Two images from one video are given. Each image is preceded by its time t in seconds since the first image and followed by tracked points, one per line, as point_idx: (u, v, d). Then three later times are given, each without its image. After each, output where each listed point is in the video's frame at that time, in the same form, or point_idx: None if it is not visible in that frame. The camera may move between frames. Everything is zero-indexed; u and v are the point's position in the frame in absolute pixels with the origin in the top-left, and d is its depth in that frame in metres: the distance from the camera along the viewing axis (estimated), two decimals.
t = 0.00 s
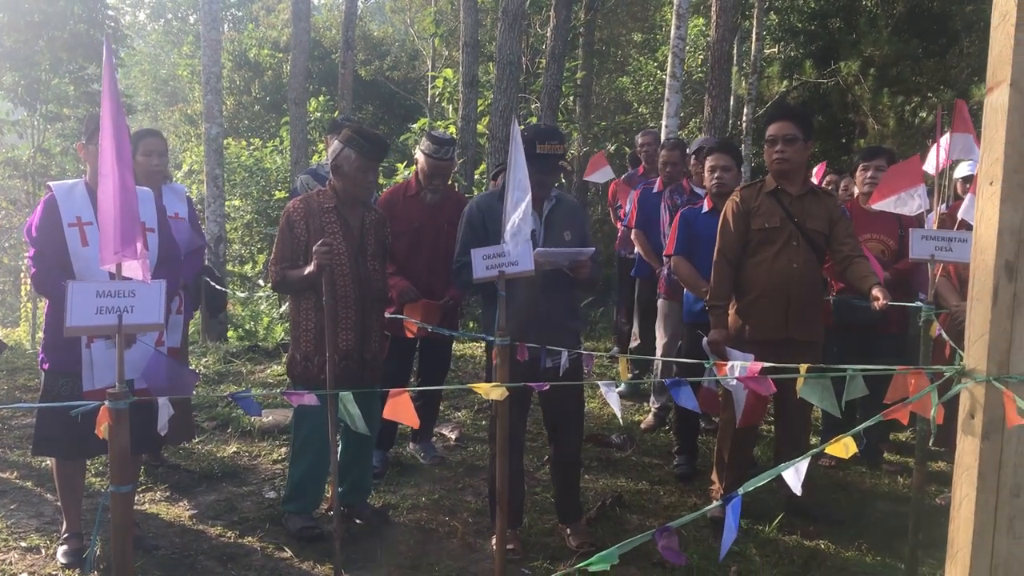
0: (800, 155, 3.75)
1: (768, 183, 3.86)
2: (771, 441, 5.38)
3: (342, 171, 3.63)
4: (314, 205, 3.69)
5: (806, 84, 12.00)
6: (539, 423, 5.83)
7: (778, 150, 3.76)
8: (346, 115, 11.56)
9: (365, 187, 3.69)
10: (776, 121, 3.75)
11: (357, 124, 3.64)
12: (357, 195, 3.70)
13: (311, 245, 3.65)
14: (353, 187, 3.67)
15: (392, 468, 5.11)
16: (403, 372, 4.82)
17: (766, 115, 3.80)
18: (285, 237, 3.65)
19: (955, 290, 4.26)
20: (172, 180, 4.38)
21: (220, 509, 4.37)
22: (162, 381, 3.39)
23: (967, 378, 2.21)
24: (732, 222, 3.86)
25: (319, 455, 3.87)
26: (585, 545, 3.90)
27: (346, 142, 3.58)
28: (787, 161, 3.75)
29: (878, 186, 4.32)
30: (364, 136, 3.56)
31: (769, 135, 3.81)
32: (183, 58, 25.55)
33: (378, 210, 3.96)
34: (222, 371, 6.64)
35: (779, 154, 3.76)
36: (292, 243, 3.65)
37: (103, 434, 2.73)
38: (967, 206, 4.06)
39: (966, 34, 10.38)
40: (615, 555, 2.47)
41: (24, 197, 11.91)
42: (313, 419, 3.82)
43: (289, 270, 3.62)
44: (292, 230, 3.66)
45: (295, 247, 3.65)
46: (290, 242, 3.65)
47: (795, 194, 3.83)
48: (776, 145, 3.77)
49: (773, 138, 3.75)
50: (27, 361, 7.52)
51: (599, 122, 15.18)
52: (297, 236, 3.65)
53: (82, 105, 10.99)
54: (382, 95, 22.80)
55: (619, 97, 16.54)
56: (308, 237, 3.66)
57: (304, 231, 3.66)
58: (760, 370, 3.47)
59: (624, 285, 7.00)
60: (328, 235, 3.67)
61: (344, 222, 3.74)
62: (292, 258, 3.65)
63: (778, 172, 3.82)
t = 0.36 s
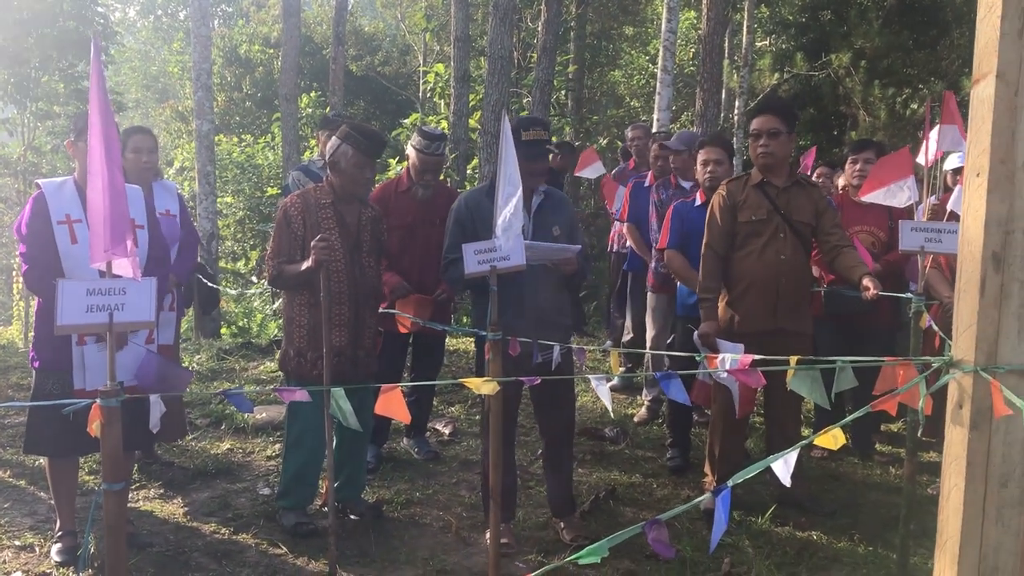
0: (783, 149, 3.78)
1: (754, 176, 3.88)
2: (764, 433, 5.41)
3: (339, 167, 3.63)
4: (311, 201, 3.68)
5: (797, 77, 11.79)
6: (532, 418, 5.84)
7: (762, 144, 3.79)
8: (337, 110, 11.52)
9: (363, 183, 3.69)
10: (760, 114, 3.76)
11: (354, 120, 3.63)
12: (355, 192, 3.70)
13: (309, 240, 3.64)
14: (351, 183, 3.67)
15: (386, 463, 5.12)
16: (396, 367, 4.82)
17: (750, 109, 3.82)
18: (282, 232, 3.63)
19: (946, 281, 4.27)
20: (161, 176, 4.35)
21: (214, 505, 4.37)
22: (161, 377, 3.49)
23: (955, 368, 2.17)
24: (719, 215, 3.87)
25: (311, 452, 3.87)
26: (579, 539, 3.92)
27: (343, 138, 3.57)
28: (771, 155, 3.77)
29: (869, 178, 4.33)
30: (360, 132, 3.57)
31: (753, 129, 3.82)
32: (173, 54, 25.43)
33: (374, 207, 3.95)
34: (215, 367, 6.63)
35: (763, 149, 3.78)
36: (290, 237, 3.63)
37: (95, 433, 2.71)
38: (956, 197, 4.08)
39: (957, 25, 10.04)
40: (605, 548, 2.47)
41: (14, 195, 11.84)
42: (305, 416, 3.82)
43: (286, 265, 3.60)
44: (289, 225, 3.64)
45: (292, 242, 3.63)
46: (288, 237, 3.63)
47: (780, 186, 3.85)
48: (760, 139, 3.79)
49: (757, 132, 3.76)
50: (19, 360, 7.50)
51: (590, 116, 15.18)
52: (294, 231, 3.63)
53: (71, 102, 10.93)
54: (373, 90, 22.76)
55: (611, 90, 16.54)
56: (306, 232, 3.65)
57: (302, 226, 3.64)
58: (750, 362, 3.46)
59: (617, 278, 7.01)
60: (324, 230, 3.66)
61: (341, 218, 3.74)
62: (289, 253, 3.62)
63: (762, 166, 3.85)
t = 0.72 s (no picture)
0: (766, 143, 3.79)
1: (733, 172, 3.90)
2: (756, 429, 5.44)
3: (341, 165, 3.63)
4: (312, 197, 3.68)
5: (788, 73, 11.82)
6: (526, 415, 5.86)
7: (744, 138, 3.79)
8: (328, 109, 11.50)
9: (363, 182, 3.68)
10: (740, 110, 3.78)
11: (357, 119, 3.66)
12: (356, 190, 3.69)
13: (310, 237, 3.64)
14: (352, 182, 3.66)
15: (379, 462, 5.13)
16: (389, 365, 4.82)
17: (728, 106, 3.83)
18: (284, 229, 3.64)
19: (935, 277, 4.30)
20: (154, 176, 4.32)
21: (207, 505, 4.37)
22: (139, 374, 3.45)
23: (944, 364, 2.15)
24: (699, 213, 3.89)
25: (303, 450, 3.87)
26: (572, 536, 3.93)
27: (346, 136, 3.60)
28: (754, 148, 3.78)
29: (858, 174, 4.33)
30: (362, 130, 3.58)
31: (732, 125, 3.84)
32: (164, 53, 25.33)
33: (375, 205, 3.95)
34: (208, 367, 6.62)
35: (746, 142, 3.78)
36: (292, 234, 3.63)
37: (87, 433, 2.70)
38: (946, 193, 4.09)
39: (947, 21, 10.15)
40: (596, 544, 2.45)
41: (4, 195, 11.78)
42: (297, 414, 3.83)
43: (287, 261, 3.60)
44: (291, 221, 3.65)
45: (294, 238, 3.63)
46: (290, 233, 3.64)
47: (759, 182, 3.87)
48: (742, 133, 3.79)
49: (739, 127, 3.77)
50: (11, 360, 7.47)
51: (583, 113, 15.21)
52: (296, 227, 3.64)
53: (62, 101, 10.89)
54: (365, 89, 22.75)
55: (603, 88, 16.59)
56: (307, 229, 3.66)
57: (303, 223, 3.65)
58: (741, 359, 3.46)
59: (609, 275, 7.03)
60: (323, 228, 3.67)
61: (341, 215, 3.74)
62: (291, 249, 3.62)
63: (742, 161, 3.86)
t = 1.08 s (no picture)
0: (762, 145, 3.82)
1: (729, 174, 3.91)
2: (744, 430, 5.47)
3: (316, 166, 3.61)
4: (288, 200, 3.65)
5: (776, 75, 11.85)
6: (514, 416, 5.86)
7: (741, 140, 3.81)
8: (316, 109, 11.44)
9: (338, 182, 3.67)
10: (737, 112, 3.79)
11: (330, 119, 3.62)
12: (332, 191, 3.68)
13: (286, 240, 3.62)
14: (327, 182, 3.65)
15: (367, 463, 5.11)
16: (378, 366, 4.82)
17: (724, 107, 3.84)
18: (260, 233, 3.62)
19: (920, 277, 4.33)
20: (142, 176, 4.29)
21: (194, 507, 4.35)
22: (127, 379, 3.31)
23: (930, 364, 2.17)
24: (694, 214, 3.91)
25: (289, 455, 3.85)
26: (560, 537, 3.93)
27: (319, 137, 3.56)
28: (750, 150, 3.81)
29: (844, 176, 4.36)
30: (337, 131, 3.55)
31: (729, 126, 3.85)
32: (150, 53, 25.16)
33: (352, 205, 3.94)
34: (195, 368, 6.58)
35: (743, 144, 3.81)
36: (266, 238, 3.62)
37: (75, 436, 2.66)
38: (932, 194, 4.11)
39: (933, 23, 10.26)
40: (585, 544, 2.46)
41: None
42: (280, 420, 3.80)
43: (262, 265, 3.60)
44: (267, 225, 3.62)
45: (268, 242, 3.62)
46: (266, 236, 3.62)
47: (754, 183, 3.88)
48: (739, 135, 3.82)
49: (736, 128, 3.79)
50: None
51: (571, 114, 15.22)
52: (271, 231, 3.62)
53: (47, 101, 10.81)
54: (353, 90, 22.71)
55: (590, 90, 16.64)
56: (283, 232, 3.63)
57: (279, 225, 3.62)
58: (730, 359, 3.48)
59: (597, 276, 7.04)
60: (301, 230, 3.65)
61: (319, 217, 3.72)
62: (266, 253, 3.62)
63: (738, 162, 3.87)
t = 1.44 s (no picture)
0: (768, 149, 3.84)
1: (734, 175, 3.94)
2: (728, 431, 5.50)
3: (290, 169, 3.59)
4: (264, 204, 3.62)
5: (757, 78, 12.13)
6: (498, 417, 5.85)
7: (747, 143, 3.84)
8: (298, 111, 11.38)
9: (311, 185, 3.65)
10: (746, 115, 3.83)
11: (302, 120, 3.58)
12: (306, 194, 3.67)
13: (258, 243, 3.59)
14: (302, 184, 3.63)
15: (350, 466, 5.09)
16: (361, 368, 4.81)
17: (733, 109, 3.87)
18: (231, 237, 3.58)
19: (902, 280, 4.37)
20: (123, 177, 4.24)
21: (175, 510, 4.31)
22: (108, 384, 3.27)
23: (912, 366, 2.19)
24: (698, 214, 3.94)
25: (272, 457, 3.82)
26: (544, 539, 3.94)
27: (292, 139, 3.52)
28: (757, 153, 3.83)
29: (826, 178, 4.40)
30: (310, 133, 3.51)
31: (737, 129, 3.88)
32: (129, 54, 24.94)
33: (325, 206, 3.92)
34: (176, 371, 6.52)
35: (749, 147, 3.83)
36: (238, 241, 3.58)
37: (57, 439, 2.63)
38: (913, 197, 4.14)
39: (912, 27, 10.13)
40: (571, 547, 2.44)
41: None
42: (265, 423, 3.76)
43: (234, 269, 3.56)
44: (240, 230, 3.59)
45: (240, 245, 3.58)
46: (237, 242, 3.58)
47: (759, 187, 3.91)
48: (745, 138, 3.84)
49: (743, 131, 3.81)
50: None
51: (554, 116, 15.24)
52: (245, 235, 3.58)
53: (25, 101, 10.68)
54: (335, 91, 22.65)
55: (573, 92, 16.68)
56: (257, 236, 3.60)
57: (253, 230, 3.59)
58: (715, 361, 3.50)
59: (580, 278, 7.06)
60: (278, 234, 3.62)
61: (296, 220, 3.70)
62: (236, 257, 3.59)
63: (745, 165, 3.90)
